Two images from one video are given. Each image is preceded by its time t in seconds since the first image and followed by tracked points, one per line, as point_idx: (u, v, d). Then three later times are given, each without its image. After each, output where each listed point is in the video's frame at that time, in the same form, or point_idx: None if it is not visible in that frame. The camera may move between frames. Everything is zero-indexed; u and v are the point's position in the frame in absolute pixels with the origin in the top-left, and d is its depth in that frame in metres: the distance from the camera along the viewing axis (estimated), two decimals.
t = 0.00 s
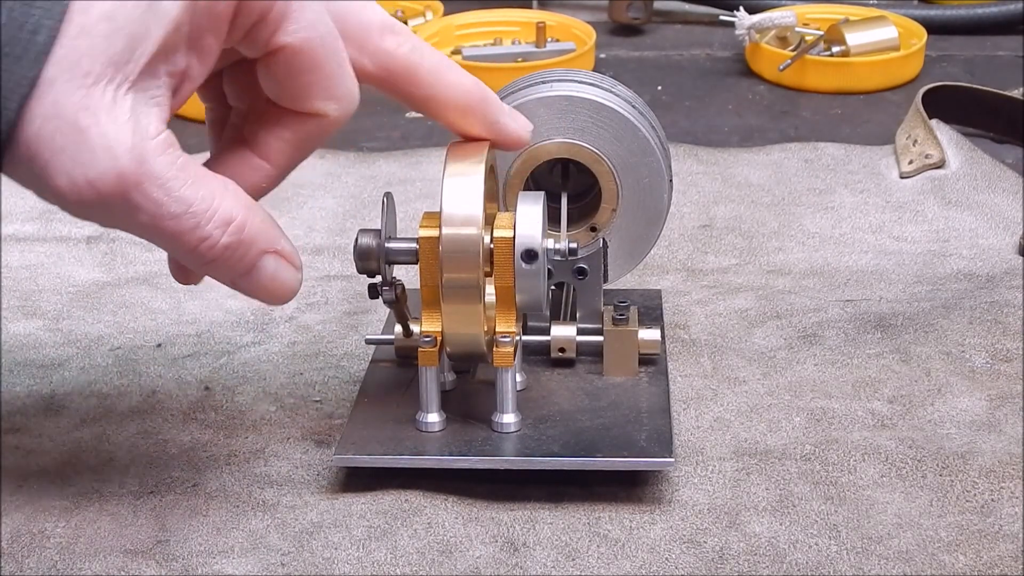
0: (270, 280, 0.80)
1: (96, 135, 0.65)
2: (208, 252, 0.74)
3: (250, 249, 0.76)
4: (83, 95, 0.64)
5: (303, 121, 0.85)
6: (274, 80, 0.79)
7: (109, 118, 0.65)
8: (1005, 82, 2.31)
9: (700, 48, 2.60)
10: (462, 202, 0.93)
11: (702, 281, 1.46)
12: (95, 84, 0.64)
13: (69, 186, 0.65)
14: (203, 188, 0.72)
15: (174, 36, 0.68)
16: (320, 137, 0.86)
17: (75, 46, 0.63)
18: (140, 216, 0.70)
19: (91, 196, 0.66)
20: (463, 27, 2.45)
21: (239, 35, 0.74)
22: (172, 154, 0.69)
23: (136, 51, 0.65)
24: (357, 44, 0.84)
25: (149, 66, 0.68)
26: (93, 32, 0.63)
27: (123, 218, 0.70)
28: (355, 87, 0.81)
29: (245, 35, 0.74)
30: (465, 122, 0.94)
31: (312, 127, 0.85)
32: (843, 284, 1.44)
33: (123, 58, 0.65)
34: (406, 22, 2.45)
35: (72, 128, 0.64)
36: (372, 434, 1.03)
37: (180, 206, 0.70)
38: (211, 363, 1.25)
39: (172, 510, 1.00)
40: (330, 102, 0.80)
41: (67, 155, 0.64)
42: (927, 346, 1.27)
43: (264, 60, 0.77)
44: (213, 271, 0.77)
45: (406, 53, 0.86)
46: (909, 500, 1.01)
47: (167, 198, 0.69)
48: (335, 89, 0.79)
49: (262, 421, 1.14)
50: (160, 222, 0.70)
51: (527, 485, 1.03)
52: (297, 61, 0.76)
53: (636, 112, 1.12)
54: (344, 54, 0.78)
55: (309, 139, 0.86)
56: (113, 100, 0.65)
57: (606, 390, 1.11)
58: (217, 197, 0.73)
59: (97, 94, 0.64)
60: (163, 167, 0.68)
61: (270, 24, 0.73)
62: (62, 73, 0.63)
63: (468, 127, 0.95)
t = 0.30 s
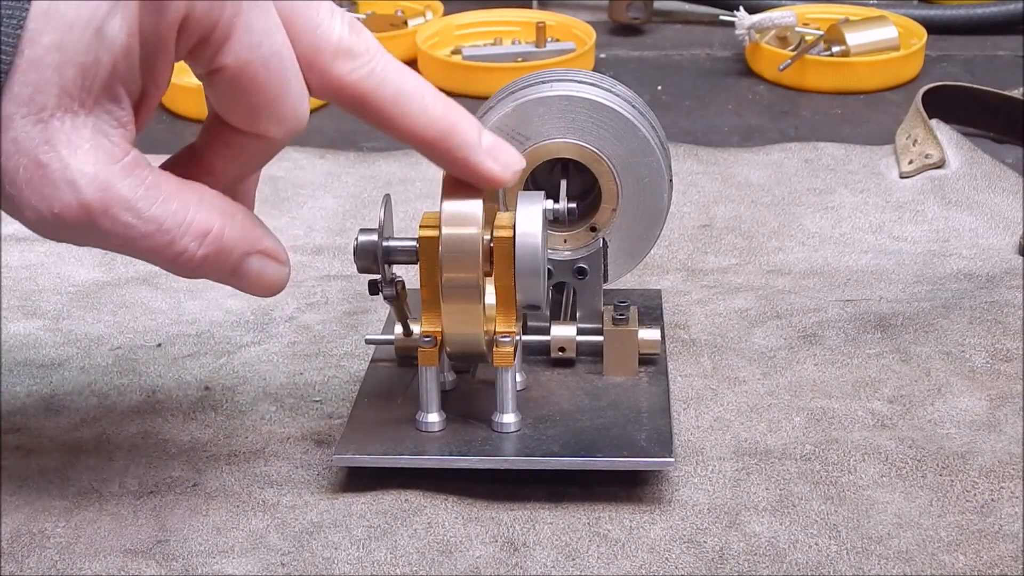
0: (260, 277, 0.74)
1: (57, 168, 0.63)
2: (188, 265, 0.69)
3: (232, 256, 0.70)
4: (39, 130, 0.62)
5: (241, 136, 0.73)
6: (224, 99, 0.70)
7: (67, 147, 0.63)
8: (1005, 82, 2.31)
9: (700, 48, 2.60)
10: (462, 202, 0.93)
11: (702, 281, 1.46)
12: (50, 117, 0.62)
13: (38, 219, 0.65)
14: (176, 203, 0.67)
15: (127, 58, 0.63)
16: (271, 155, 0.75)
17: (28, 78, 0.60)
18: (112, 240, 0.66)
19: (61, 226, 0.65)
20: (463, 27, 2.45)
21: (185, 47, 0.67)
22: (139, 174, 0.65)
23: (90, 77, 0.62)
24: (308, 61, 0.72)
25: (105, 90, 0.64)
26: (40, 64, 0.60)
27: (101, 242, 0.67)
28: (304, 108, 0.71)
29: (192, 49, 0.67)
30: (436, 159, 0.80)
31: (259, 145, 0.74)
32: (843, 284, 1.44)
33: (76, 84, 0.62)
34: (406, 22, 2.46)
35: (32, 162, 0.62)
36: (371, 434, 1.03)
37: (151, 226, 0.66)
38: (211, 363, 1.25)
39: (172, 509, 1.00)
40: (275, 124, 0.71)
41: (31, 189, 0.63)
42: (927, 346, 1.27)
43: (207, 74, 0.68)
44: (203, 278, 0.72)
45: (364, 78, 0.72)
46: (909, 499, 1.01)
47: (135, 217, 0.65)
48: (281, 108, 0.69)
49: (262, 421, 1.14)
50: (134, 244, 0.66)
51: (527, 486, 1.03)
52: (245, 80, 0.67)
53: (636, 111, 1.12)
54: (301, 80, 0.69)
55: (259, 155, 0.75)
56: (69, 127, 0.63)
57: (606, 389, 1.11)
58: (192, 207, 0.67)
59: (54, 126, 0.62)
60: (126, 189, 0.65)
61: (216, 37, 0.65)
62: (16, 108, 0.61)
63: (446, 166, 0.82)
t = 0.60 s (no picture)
0: (269, 260, 0.67)
1: (71, 137, 0.56)
2: (201, 245, 0.62)
3: (244, 239, 0.63)
4: (54, 100, 0.55)
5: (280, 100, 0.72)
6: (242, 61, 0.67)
7: (86, 115, 0.56)
8: (1005, 82, 2.31)
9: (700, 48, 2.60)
10: (462, 202, 0.93)
11: (702, 281, 1.46)
12: (62, 90, 0.55)
13: (54, 193, 0.57)
14: (189, 176, 0.60)
15: (137, 24, 0.57)
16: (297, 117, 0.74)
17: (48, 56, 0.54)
18: (127, 216, 0.60)
19: (80, 199, 0.58)
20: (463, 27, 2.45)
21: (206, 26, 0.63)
22: (153, 145, 0.59)
23: (104, 49, 0.56)
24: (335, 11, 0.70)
25: (119, 59, 0.58)
26: (56, 38, 0.54)
27: (107, 220, 0.61)
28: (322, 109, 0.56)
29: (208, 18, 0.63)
30: (471, 84, 0.76)
31: (284, 108, 0.72)
32: (843, 284, 1.44)
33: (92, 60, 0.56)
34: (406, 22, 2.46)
35: (46, 132, 0.55)
36: (371, 434, 1.03)
37: (167, 199, 0.59)
38: (211, 363, 1.25)
39: (172, 510, 1.00)
40: (305, 81, 0.68)
41: (43, 162, 0.56)
42: (927, 346, 1.27)
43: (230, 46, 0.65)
44: (207, 261, 0.65)
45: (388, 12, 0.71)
46: (909, 499, 1.01)
47: (152, 190, 0.59)
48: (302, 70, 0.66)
49: (262, 421, 1.14)
50: (152, 227, 0.60)
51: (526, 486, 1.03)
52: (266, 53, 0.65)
53: (636, 111, 1.12)
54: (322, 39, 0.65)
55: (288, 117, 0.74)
56: (84, 96, 0.56)
57: (606, 389, 1.11)
58: (209, 178, 0.61)
59: (69, 96, 0.55)
60: (143, 160, 0.58)
61: (230, 4, 0.61)
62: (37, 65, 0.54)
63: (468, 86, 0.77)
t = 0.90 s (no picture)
0: (253, 316, 0.65)
1: (60, 188, 0.51)
2: (179, 298, 0.60)
3: (228, 291, 0.62)
4: (44, 147, 0.49)
5: (284, 154, 0.69)
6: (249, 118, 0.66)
7: (75, 168, 0.52)
8: (1005, 82, 2.31)
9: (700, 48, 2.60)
10: (461, 202, 0.93)
11: (702, 281, 1.46)
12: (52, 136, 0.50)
13: (34, 245, 0.52)
14: (178, 231, 0.58)
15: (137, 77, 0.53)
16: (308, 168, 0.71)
17: (40, 101, 0.47)
18: (106, 265, 0.56)
19: (56, 250, 0.53)
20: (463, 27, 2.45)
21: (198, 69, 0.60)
22: (139, 200, 0.56)
23: (97, 97, 0.51)
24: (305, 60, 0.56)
25: (112, 111, 0.53)
26: (49, 83, 0.47)
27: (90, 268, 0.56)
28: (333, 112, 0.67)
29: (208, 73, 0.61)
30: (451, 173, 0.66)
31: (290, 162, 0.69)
32: (843, 284, 1.44)
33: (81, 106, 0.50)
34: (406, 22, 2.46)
35: (34, 182, 0.50)
36: (371, 435, 1.03)
37: (150, 250, 0.56)
38: (211, 363, 1.25)
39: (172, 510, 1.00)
40: (308, 132, 0.66)
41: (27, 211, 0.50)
42: (927, 346, 1.27)
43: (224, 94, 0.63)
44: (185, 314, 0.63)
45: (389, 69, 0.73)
46: (909, 500, 1.01)
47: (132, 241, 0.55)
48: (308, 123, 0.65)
49: (262, 422, 1.14)
50: (126, 272, 0.57)
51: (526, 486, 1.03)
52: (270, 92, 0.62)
53: (636, 111, 1.12)
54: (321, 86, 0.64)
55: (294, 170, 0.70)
56: (75, 147, 0.51)
57: (605, 389, 1.11)
58: (191, 233, 0.59)
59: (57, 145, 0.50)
60: (130, 213, 0.55)
61: (236, 55, 0.60)
62: (25, 126, 0.48)
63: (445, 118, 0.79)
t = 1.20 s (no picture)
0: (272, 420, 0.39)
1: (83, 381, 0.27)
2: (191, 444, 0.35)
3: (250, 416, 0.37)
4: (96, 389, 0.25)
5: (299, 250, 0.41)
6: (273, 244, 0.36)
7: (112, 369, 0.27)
8: (1005, 82, 2.31)
9: (700, 48, 2.60)
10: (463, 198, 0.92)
11: (702, 281, 1.46)
12: (13, 179, 0.60)
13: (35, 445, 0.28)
14: (137, 274, 0.66)
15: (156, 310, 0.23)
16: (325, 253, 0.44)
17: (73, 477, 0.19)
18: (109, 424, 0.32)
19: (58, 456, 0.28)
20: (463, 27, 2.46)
21: (164, 118, 0.66)
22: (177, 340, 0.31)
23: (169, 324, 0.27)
24: (301, 121, 0.72)
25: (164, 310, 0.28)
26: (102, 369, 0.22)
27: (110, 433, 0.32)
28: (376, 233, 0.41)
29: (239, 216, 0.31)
30: (427, 218, 0.80)
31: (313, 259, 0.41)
32: (843, 284, 1.44)
33: (42, 151, 0.60)
34: (406, 22, 2.48)
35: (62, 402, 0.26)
36: (371, 435, 1.03)
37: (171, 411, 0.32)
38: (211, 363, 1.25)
39: (172, 510, 1.00)
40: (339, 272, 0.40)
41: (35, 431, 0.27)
42: (927, 346, 1.27)
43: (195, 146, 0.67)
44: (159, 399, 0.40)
45: (359, 140, 0.73)
46: (909, 500, 1.01)
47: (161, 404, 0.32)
48: (272, 178, 0.69)
49: (262, 422, 1.14)
50: (85, 310, 0.65)
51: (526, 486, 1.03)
52: (232, 149, 0.67)
53: (636, 111, 1.12)
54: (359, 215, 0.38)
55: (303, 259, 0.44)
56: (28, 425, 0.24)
57: (606, 389, 1.11)
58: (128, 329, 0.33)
59: (17, 188, 0.60)
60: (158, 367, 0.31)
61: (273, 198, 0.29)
62: None
63: (411, 205, 0.77)
